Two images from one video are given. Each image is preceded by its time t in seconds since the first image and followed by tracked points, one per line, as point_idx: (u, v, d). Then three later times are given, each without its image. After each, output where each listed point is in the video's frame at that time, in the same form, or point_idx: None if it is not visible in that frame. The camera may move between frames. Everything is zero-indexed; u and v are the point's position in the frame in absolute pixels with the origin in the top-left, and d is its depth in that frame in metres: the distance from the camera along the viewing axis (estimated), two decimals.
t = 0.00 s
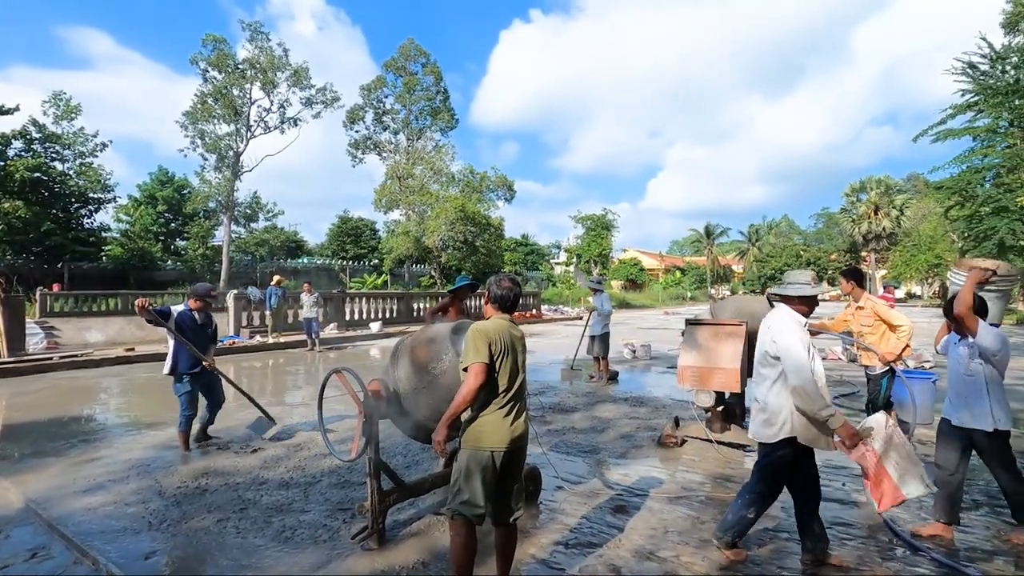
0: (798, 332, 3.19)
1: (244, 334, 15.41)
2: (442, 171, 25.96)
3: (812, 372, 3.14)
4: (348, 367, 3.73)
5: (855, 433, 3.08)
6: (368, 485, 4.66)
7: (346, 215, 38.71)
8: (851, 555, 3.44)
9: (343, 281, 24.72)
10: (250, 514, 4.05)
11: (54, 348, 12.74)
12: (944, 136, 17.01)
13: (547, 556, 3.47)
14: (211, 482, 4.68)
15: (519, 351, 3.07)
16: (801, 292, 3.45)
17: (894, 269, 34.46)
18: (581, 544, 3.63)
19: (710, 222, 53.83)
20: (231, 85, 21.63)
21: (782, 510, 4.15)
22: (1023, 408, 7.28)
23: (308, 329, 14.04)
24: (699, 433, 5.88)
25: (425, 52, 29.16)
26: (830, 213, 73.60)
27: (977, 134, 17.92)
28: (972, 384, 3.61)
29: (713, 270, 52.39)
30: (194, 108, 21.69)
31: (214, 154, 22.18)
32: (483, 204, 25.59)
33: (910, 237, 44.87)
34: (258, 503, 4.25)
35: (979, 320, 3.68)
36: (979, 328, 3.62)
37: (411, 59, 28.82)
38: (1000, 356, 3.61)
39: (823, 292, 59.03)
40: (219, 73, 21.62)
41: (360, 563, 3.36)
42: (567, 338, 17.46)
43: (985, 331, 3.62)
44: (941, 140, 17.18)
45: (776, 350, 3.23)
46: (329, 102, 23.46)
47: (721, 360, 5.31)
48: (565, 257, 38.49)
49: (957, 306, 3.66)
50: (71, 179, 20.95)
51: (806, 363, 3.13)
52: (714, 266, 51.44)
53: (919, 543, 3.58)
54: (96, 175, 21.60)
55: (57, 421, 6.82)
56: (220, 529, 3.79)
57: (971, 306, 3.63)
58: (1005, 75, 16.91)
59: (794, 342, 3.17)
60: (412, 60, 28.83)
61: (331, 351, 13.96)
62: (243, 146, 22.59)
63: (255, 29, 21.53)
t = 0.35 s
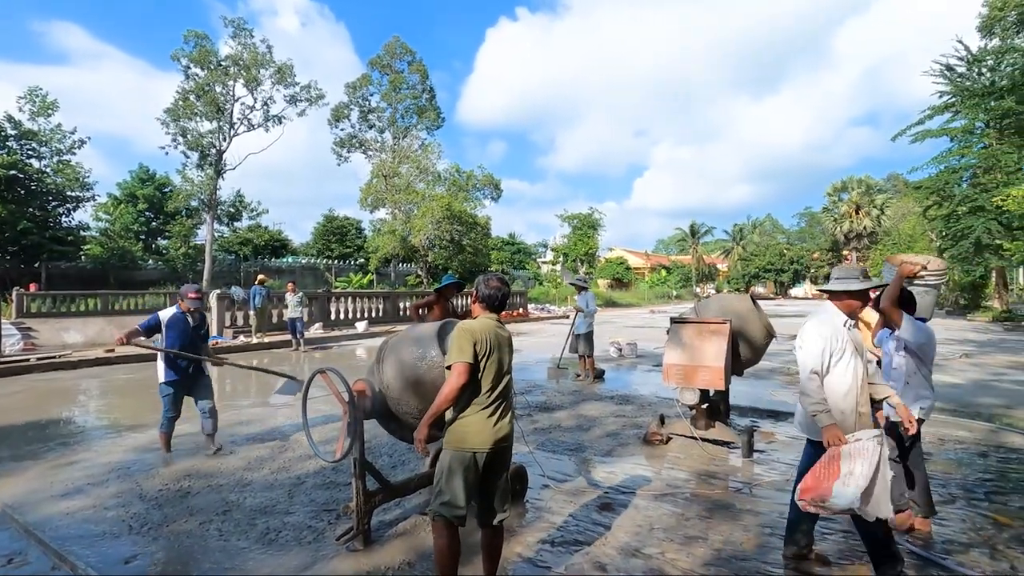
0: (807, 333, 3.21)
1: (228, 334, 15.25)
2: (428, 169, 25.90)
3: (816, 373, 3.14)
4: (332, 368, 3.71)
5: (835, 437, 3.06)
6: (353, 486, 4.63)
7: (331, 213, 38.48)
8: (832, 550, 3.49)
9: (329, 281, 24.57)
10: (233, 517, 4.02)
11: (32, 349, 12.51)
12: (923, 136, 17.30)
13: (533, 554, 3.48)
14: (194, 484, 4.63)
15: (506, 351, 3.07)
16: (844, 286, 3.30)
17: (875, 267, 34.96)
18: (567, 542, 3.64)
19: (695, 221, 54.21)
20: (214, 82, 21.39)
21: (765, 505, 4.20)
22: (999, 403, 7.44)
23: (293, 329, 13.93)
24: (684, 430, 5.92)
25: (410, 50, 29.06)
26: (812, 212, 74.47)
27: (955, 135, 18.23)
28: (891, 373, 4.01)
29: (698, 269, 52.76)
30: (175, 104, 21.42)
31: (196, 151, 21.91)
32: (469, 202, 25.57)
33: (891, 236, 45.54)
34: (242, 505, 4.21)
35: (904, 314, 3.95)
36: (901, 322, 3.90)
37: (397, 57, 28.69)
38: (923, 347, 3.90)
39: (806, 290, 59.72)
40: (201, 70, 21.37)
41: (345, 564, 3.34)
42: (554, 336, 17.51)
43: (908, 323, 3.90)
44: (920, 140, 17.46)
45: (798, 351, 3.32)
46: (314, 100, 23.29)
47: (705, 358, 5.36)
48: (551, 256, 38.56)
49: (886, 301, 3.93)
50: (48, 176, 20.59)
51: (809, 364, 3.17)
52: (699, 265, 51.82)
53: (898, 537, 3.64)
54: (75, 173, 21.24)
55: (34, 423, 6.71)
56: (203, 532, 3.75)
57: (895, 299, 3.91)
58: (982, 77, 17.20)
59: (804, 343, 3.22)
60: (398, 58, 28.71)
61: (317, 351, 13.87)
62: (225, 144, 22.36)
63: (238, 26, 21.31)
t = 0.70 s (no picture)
0: (907, 337, 2.80)
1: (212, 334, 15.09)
2: (415, 168, 25.84)
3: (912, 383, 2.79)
4: (320, 368, 3.69)
5: (935, 455, 2.73)
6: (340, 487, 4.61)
7: (318, 212, 38.24)
8: (815, 546, 3.53)
9: (315, 281, 24.43)
10: (218, 519, 3.99)
11: (10, 351, 12.31)
12: (904, 138, 17.58)
13: (519, 554, 3.49)
14: (178, 486, 4.59)
15: (483, 356, 3.04)
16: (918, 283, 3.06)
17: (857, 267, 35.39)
18: (554, 541, 3.65)
19: (681, 220, 54.52)
20: (198, 79, 21.18)
21: (750, 502, 4.24)
22: (978, 400, 7.57)
23: (279, 330, 13.84)
24: (671, 428, 5.96)
25: (398, 49, 28.97)
26: (797, 212, 75.25)
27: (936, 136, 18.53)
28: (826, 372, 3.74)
29: (684, 268, 53.07)
30: (159, 101, 21.18)
31: (180, 149, 21.66)
32: (457, 202, 25.54)
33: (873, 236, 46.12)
34: (227, 507, 4.19)
35: (840, 313, 3.64)
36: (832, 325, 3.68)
37: (384, 55, 28.58)
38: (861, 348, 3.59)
39: (791, 290, 60.30)
40: (186, 66, 21.16)
41: (332, 566, 3.33)
42: (542, 336, 17.53)
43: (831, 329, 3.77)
44: (902, 140, 17.73)
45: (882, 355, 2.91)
46: (300, 98, 23.17)
47: (691, 357, 5.39)
48: (539, 256, 38.62)
49: (820, 302, 3.60)
50: (27, 175, 20.30)
51: (906, 374, 2.79)
52: (686, 264, 52.14)
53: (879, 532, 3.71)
54: (55, 171, 20.95)
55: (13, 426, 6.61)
56: (187, 535, 3.72)
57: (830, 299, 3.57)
58: (961, 79, 17.49)
59: (900, 347, 2.82)
60: (385, 56, 28.61)
61: (303, 352, 13.78)
62: (210, 142, 22.16)
63: (223, 22, 21.12)
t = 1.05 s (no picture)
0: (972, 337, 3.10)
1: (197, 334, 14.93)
2: (403, 167, 25.74)
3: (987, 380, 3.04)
4: (306, 368, 3.66)
5: None
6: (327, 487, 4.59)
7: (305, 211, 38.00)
8: (799, 542, 3.58)
9: (302, 280, 24.29)
10: (202, 521, 3.95)
11: None
12: (886, 139, 17.80)
13: (508, 553, 3.49)
14: (161, 489, 4.54)
15: (419, 371, 2.68)
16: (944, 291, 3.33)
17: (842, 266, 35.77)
18: (541, 540, 3.66)
19: (669, 220, 54.83)
20: (182, 76, 20.95)
21: (735, 500, 4.28)
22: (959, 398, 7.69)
23: (265, 329, 13.74)
24: (658, 427, 5.99)
25: (385, 47, 28.86)
26: (781, 212, 75.93)
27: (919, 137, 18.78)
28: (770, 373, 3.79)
29: (672, 267, 53.35)
30: (141, 98, 20.94)
31: (164, 147, 21.43)
32: (445, 201, 25.49)
33: (857, 235, 46.66)
34: (211, 509, 4.15)
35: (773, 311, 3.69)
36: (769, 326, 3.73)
37: (371, 54, 28.45)
38: (796, 345, 3.68)
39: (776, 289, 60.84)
40: (169, 63, 20.93)
41: (318, 567, 3.32)
42: (530, 335, 17.55)
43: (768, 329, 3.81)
44: (885, 142, 17.96)
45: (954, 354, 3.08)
46: (286, 96, 23.01)
47: (677, 356, 5.43)
48: (527, 255, 38.64)
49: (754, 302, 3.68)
50: (6, 172, 19.98)
51: (982, 373, 3.02)
52: (673, 264, 52.44)
53: (861, 528, 3.75)
54: (35, 169, 20.65)
55: None
56: (170, 538, 3.69)
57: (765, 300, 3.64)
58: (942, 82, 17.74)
59: (967, 348, 3.05)
60: (372, 55, 28.48)
61: (290, 352, 13.69)
62: (194, 140, 21.94)
63: (207, 18, 20.92)
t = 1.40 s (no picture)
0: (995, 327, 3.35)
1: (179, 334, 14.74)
2: (389, 166, 25.57)
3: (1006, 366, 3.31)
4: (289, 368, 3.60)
5: None
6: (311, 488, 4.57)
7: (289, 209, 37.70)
8: (781, 537, 3.62)
9: (286, 280, 24.12)
10: (184, 523, 3.91)
11: None
12: (866, 140, 18.06)
13: (496, 552, 3.48)
14: (142, 491, 4.49)
15: (363, 367, 2.54)
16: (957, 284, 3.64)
17: (824, 265, 36.24)
18: (527, 538, 3.67)
19: (654, 219, 55.13)
20: (163, 72, 20.69)
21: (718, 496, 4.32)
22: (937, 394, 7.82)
23: (248, 329, 13.61)
24: (643, 425, 6.02)
25: (371, 45, 28.71)
26: (764, 212, 76.73)
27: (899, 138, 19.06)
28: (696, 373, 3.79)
29: (657, 266, 53.66)
30: (121, 95, 20.64)
31: (144, 144, 21.15)
32: (431, 201, 25.43)
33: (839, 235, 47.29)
34: (193, 512, 4.11)
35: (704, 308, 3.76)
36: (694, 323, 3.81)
37: (357, 51, 28.28)
38: (722, 344, 3.69)
39: (759, 288, 61.44)
40: (149, 59, 20.66)
41: (302, 568, 3.30)
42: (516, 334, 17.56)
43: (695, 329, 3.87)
44: (865, 143, 18.23)
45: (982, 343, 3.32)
46: (269, 93, 22.83)
47: (662, 354, 5.47)
48: (513, 254, 38.66)
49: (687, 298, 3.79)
50: None
51: (1005, 360, 3.29)
52: (658, 263, 52.74)
53: (841, 523, 3.81)
54: (10, 166, 20.27)
55: None
56: (151, 541, 3.65)
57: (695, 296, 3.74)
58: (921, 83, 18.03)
59: (995, 340, 3.30)
60: (358, 52, 28.31)
61: (274, 351, 13.58)
62: (175, 137, 21.68)
63: (188, 14, 20.69)
